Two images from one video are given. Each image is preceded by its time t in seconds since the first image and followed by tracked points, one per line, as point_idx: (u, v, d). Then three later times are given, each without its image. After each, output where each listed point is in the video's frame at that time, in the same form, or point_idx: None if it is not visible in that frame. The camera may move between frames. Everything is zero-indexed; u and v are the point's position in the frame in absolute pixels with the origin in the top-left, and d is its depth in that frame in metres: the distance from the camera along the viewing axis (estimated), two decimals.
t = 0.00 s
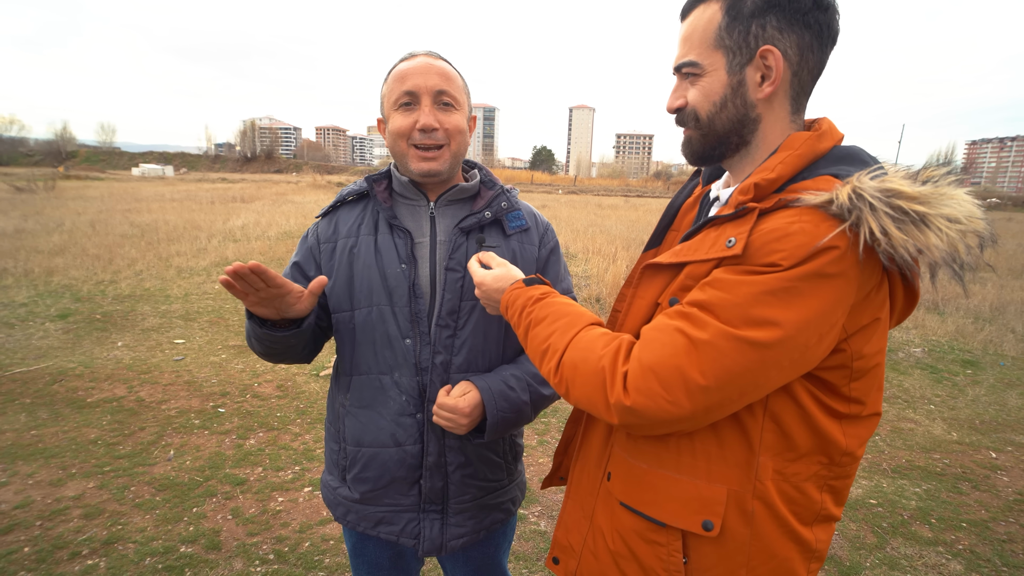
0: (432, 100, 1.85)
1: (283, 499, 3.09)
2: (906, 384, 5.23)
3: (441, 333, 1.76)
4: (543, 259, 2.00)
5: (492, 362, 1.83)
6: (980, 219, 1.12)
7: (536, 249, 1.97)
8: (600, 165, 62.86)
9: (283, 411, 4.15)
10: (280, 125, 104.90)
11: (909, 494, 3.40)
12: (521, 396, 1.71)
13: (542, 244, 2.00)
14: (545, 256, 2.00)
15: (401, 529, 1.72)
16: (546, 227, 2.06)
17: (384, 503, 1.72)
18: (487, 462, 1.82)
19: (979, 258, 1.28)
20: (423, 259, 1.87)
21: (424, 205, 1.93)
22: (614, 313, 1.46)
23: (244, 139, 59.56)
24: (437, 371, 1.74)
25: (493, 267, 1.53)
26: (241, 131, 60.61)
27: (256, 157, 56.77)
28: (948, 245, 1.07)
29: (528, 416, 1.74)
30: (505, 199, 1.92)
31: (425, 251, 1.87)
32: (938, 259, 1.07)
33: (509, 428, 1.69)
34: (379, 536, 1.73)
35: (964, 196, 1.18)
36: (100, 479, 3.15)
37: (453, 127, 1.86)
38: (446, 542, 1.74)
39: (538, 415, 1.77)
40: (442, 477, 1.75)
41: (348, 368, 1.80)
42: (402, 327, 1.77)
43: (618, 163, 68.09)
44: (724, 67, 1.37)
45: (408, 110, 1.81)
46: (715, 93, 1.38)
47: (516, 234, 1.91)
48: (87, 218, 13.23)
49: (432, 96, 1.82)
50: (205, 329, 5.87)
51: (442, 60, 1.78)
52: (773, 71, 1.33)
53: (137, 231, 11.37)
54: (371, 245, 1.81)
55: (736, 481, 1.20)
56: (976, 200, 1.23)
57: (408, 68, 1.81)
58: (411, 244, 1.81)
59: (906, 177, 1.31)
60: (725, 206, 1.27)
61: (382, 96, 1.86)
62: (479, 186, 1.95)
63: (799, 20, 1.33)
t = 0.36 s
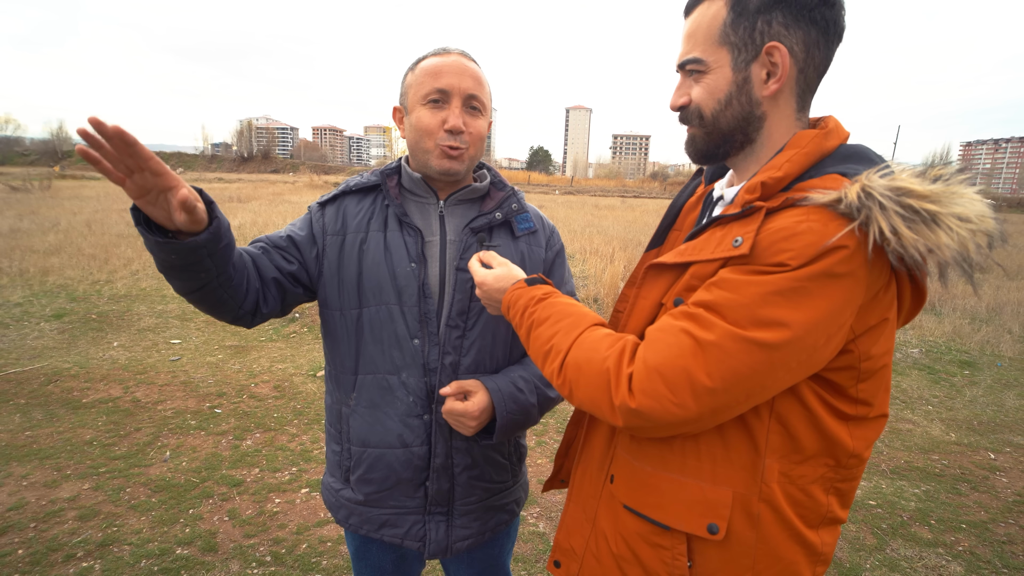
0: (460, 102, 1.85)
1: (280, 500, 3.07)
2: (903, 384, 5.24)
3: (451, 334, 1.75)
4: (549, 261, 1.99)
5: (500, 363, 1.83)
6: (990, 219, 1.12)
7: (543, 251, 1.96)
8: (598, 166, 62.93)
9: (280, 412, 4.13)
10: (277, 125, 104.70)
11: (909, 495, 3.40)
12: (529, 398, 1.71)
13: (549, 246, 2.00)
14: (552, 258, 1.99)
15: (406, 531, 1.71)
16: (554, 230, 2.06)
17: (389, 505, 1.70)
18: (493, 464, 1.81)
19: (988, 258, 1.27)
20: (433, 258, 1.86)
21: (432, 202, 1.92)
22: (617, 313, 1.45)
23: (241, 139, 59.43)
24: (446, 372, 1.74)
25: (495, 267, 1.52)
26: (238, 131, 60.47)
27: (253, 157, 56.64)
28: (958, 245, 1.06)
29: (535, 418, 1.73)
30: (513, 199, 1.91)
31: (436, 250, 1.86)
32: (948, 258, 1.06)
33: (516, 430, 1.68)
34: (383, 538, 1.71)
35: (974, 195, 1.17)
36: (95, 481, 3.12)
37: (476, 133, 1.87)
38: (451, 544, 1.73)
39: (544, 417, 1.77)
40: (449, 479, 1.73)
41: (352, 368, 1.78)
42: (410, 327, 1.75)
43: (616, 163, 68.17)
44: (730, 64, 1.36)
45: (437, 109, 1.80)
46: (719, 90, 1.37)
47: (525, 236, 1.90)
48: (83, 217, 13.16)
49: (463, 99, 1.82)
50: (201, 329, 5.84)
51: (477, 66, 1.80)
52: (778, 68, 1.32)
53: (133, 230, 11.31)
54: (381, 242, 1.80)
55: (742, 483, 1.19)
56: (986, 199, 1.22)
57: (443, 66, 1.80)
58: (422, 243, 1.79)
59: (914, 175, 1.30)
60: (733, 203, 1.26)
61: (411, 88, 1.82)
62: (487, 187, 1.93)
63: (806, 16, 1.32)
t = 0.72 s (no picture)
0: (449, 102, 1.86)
1: (279, 500, 3.07)
2: (901, 384, 5.25)
3: (444, 334, 1.76)
4: (542, 259, 2.00)
5: (496, 362, 1.84)
6: (981, 221, 1.13)
7: (536, 249, 1.97)
8: (597, 167, 62.97)
9: (280, 412, 4.13)
10: (276, 126, 104.72)
11: (906, 494, 3.42)
12: (527, 397, 1.71)
13: (542, 245, 2.00)
14: (545, 256, 2.00)
15: (404, 529, 1.72)
16: (546, 228, 2.06)
17: (387, 504, 1.71)
18: (489, 462, 1.82)
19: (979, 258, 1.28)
20: (425, 260, 1.87)
21: (423, 205, 1.93)
22: (613, 314, 1.46)
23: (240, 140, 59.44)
24: (441, 371, 1.75)
25: (492, 267, 1.53)
26: (237, 132, 60.46)
27: (253, 158, 56.65)
28: (949, 246, 1.07)
29: (534, 416, 1.74)
30: (503, 199, 1.91)
31: (427, 252, 1.87)
32: (940, 259, 1.07)
33: (516, 430, 1.69)
34: (382, 537, 1.72)
35: (966, 196, 1.18)
36: (95, 481, 3.13)
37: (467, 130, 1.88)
38: (450, 542, 1.74)
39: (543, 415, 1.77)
40: (445, 478, 1.74)
41: (350, 370, 1.78)
42: (405, 327, 1.76)
43: (615, 164, 68.21)
44: (725, 66, 1.37)
45: (427, 108, 1.81)
46: (715, 92, 1.39)
47: (517, 235, 1.91)
48: (82, 219, 13.17)
49: (452, 97, 1.84)
50: (200, 330, 5.85)
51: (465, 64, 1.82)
52: (773, 70, 1.34)
53: (133, 232, 11.32)
54: (374, 245, 1.80)
55: (737, 481, 1.20)
56: (978, 200, 1.23)
57: (431, 67, 1.82)
58: (414, 244, 1.80)
59: (908, 176, 1.31)
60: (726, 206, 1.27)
61: (399, 89, 1.83)
62: (478, 187, 1.94)
63: (801, 19, 1.34)
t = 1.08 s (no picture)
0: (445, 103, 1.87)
1: (279, 498, 3.08)
2: (900, 384, 5.26)
3: (442, 331, 1.77)
4: (537, 256, 2.01)
5: (494, 358, 1.85)
6: (971, 220, 1.14)
7: (531, 246, 1.99)
8: (597, 167, 62.97)
9: (279, 411, 4.14)
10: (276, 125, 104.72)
11: (904, 494, 3.43)
12: (525, 394, 1.73)
13: (537, 242, 2.02)
14: (540, 253, 2.02)
15: (405, 524, 1.73)
16: (540, 224, 2.08)
17: (388, 499, 1.72)
18: (489, 457, 1.83)
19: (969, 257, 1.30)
20: (422, 258, 1.87)
21: (418, 204, 1.94)
22: (610, 312, 1.47)
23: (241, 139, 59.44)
24: (440, 368, 1.76)
25: (490, 266, 1.54)
26: (237, 131, 60.46)
27: (253, 157, 56.64)
28: (940, 245, 1.09)
29: (532, 413, 1.76)
30: (496, 196, 1.93)
31: (424, 250, 1.88)
32: (930, 258, 1.09)
33: (515, 427, 1.71)
34: (384, 533, 1.73)
35: (956, 196, 1.20)
36: (95, 479, 3.14)
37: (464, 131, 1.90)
38: (451, 537, 1.75)
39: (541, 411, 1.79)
40: (446, 472, 1.75)
41: (350, 367, 1.78)
42: (403, 325, 1.77)
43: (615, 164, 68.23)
44: (721, 67, 1.38)
45: (424, 110, 1.82)
46: (711, 93, 1.40)
47: (512, 232, 1.93)
48: (83, 218, 13.17)
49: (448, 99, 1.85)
50: (200, 329, 5.85)
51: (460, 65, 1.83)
52: (769, 71, 1.35)
53: (133, 231, 11.32)
54: (370, 245, 1.81)
55: (731, 477, 1.21)
56: (969, 200, 1.25)
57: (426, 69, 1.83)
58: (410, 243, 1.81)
59: (900, 177, 1.32)
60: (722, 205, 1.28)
61: (395, 92, 1.84)
62: (473, 185, 1.95)
63: (796, 20, 1.35)
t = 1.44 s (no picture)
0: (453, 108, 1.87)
1: (284, 496, 3.10)
2: (904, 385, 5.25)
3: (451, 330, 1.78)
4: (542, 257, 2.03)
5: (501, 357, 1.87)
6: (970, 218, 1.15)
7: (536, 247, 2.00)
8: (600, 167, 62.91)
9: (283, 410, 4.16)
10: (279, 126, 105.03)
11: (907, 494, 3.42)
12: (532, 394, 1.74)
13: (542, 242, 2.03)
14: (545, 254, 2.03)
15: (413, 521, 1.74)
16: (545, 226, 2.09)
17: (396, 497, 1.73)
18: (495, 454, 1.84)
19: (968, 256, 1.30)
20: (431, 258, 1.88)
21: (427, 204, 1.95)
22: (612, 311, 1.47)
23: (244, 140, 59.63)
24: (449, 367, 1.77)
25: (496, 265, 1.55)
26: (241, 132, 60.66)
27: (256, 158, 56.81)
28: (938, 243, 1.09)
29: (538, 412, 1.77)
30: (503, 197, 1.94)
31: (433, 250, 1.89)
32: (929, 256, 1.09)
33: (521, 426, 1.72)
34: (391, 530, 1.74)
35: (954, 195, 1.20)
36: (102, 476, 3.16)
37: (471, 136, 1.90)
38: (458, 533, 1.76)
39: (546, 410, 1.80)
40: (454, 470, 1.76)
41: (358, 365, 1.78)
42: (413, 324, 1.78)
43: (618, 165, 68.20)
44: (722, 68, 1.39)
45: (432, 115, 1.83)
46: (712, 94, 1.40)
47: (518, 233, 1.94)
48: (88, 218, 13.25)
49: (457, 104, 1.85)
50: (205, 328, 5.88)
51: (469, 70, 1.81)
52: (769, 73, 1.35)
53: (138, 231, 11.38)
54: (379, 243, 1.82)
55: (733, 473, 1.22)
56: (966, 199, 1.26)
57: (435, 74, 1.81)
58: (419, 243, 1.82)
59: (898, 176, 1.33)
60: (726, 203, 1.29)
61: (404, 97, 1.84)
62: (480, 187, 1.97)
63: (796, 22, 1.35)
